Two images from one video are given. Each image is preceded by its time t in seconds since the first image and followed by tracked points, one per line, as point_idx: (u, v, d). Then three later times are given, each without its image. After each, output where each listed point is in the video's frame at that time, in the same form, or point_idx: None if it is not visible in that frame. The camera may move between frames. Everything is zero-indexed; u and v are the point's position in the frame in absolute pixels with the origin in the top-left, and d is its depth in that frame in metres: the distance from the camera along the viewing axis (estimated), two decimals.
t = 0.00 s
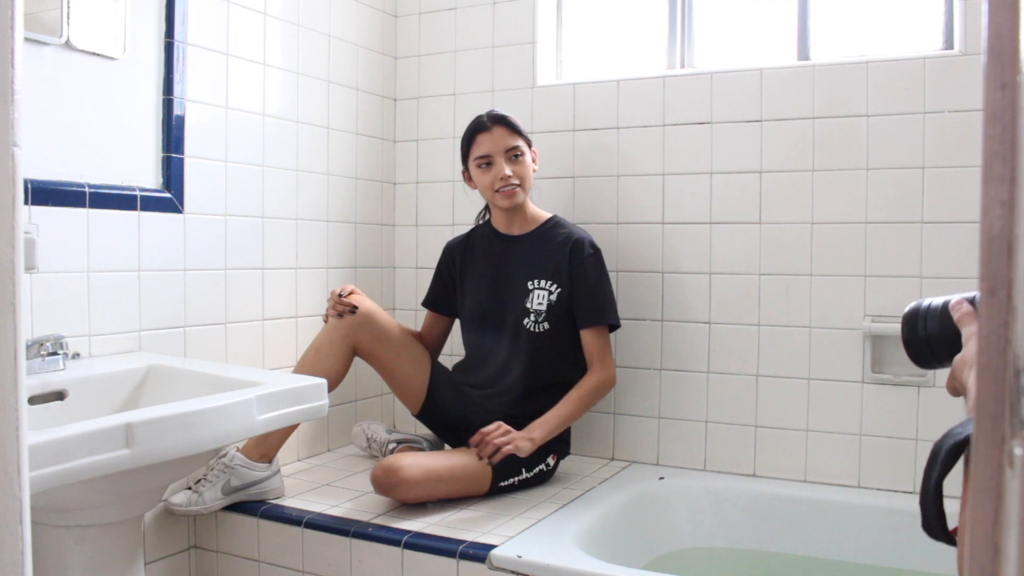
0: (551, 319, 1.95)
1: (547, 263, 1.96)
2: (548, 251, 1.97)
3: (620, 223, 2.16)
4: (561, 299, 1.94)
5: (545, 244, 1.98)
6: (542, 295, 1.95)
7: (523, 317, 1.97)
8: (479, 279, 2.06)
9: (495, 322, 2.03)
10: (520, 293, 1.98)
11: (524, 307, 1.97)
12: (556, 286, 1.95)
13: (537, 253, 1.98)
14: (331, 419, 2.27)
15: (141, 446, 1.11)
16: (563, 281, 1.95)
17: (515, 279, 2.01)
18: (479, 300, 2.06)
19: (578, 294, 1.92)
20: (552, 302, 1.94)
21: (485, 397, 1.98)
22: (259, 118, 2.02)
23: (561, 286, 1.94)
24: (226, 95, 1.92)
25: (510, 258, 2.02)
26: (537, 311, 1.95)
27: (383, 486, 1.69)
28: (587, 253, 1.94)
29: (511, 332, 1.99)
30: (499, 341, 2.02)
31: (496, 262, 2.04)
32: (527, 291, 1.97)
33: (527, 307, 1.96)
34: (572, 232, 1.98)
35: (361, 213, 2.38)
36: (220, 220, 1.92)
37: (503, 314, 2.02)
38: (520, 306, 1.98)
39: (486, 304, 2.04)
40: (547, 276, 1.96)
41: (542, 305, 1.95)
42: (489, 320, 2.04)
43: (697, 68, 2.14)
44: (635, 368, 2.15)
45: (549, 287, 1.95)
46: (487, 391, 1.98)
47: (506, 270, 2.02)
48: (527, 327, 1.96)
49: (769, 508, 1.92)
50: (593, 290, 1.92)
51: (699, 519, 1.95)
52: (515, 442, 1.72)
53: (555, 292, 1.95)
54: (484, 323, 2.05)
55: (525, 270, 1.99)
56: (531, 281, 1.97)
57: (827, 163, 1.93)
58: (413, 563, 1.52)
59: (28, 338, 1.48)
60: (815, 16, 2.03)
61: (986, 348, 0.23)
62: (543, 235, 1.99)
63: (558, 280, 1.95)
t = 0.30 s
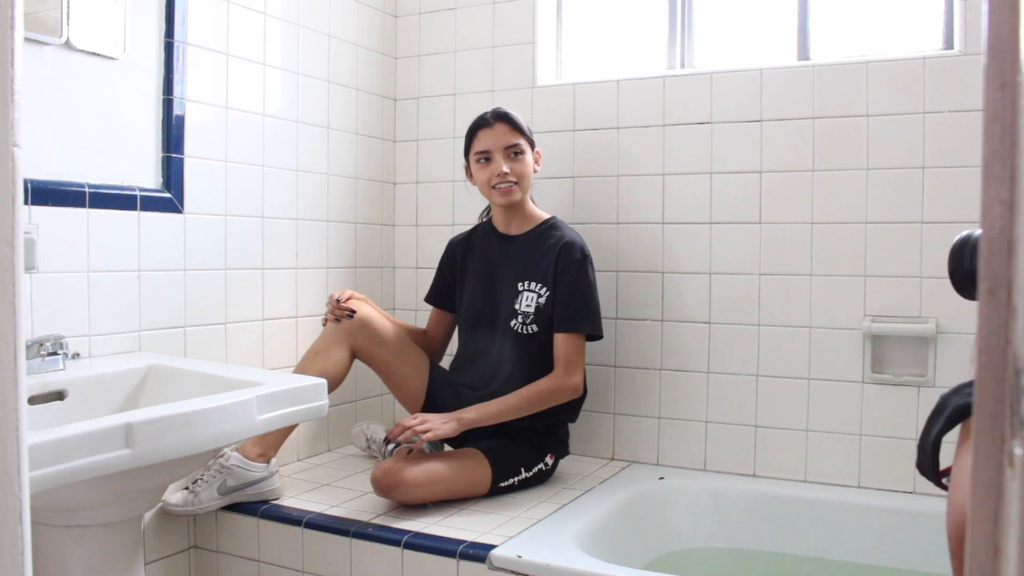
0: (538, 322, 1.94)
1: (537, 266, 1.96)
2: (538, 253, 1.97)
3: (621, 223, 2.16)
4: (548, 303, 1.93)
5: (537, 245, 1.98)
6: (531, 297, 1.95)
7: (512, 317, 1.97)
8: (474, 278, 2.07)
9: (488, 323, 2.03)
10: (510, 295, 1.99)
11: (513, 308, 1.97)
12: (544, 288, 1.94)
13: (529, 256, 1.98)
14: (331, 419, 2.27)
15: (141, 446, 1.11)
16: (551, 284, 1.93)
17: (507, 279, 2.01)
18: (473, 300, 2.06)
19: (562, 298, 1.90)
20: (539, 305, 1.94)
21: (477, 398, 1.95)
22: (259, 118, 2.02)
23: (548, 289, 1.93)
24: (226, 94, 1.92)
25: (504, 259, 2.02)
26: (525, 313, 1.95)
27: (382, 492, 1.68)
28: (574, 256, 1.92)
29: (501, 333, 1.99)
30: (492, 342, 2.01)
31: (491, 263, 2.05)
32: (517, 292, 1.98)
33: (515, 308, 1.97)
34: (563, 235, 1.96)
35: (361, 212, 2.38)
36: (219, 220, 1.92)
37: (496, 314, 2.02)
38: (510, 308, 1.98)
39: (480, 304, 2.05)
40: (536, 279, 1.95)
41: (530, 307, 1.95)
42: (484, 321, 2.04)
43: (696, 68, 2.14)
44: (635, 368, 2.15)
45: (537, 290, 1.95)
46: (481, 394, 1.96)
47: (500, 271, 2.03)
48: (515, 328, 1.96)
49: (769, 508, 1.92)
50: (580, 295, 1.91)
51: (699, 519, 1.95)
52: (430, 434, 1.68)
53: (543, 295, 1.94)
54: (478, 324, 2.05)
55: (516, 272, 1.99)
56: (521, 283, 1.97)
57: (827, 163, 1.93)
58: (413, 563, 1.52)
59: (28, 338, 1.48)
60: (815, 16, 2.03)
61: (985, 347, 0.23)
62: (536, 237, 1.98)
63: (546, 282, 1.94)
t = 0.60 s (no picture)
0: (523, 324, 1.94)
1: (523, 268, 1.96)
2: (525, 255, 1.96)
3: (620, 223, 2.16)
4: (532, 306, 1.93)
5: (524, 247, 1.98)
6: (516, 299, 1.95)
7: (498, 319, 1.98)
8: (466, 278, 2.07)
9: (478, 322, 2.04)
10: (497, 296, 1.99)
11: (499, 310, 1.98)
12: (528, 291, 1.94)
13: (518, 257, 1.98)
14: (331, 419, 2.27)
15: (141, 446, 1.11)
16: (536, 288, 1.93)
17: (495, 280, 2.01)
18: (462, 300, 2.07)
19: (543, 302, 1.90)
20: (524, 308, 1.94)
21: (474, 399, 1.96)
22: (259, 118, 2.02)
23: (532, 291, 1.93)
24: (226, 94, 1.92)
25: (495, 259, 2.02)
26: (510, 315, 1.96)
27: (383, 495, 1.68)
28: (559, 260, 1.91)
29: (488, 333, 2.00)
30: (482, 343, 2.01)
31: (482, 262, 2.05)
32: (503, 294, 1.98)
33: (501, 310, 1.97)
34: (551, 237, 1.96)
35: (361, 212, 2.38)
36: (219, 219, 1.92)
37: (485, 315, 2.03)
38: (496, 309, 1.99)
39: (471, 303, 2.05)
40: (522, 281, 1.95)
41: (515, 310, 1.95)
42: (474, 320, 2.05)
43: (696, 68, 2.14)
44: (635, 368, 2.15)
45: (523, 292, 1.95)
46: (473, 395, 1.97)
47: (490, 272, 2.03)
48: (500, 330, 1.97)
49: (769, 508, 1.92)
50: (562, 300, 1.90)
51: (699, 519, 1.95)
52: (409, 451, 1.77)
53: (528, 298, 1.94)
54: (470, 323, 2.05)
55: (504, 273, 1.99)
56: (508, 284, 1.98)
57: (828, 163, 1.93)
58: (413, 563, 1.52)
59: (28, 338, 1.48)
60: (815, 16, 2.03)
61: (986, 348, 0.23)
62: (524, 238, 1.98)
63: (531, 285, 1.94)
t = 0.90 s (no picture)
0: (526, 322, 1.94)
1: (525, 266, 1.96)
2: (526, 254, 1.97)
3: (620, 223, 2.16)
4: (535, 304, 1.93)
5: (526, 245, 1.98)
6: (519, 298, 1.95)
7: (500, 318, 1.98)
8: (466, 278, 2.07)
9: (479, 322, 2.03)
10: (499, 295, 1.99)
11: (501, 309, 1.97)
12: (531, 289, 1.94)
13: (520, 255, 1.98)
14: (331, 419, 2.27)
15: (141, 446, 1.11)
16: (539, 285, 1.93)
17: (496, 279, 2.01)
18: (463, 300, 2.06)
19: (547, 300, 1.90)
20: (527, 306, 1.94)
21: (474, 399, 1.96)
22: (259, 118, 2.02)
23: (536, 289, 1.93)
24: (226, 94, 1.92)
25: (495, 259, 2.02)
26: (513, 314, 1.95)
27: (385, 492, 1.68)
28: (562, 258, 1.92)
29: (490, 333, 2.00)
30: (482, 343, 2.01)
31: (481, 263, 2.05)
32: (505, 293, 1.98)
33: (504, 309, 1.97)
34: (553, 235, 1.96)
35: (361, 213, 2.38)
36: (219, 220, 1.92)
37: (486, 315, 2.03)
38: (498, 308, 1.99)
39: (471, 304, 2.05)
40: (525, 279, 1.95)
41: (518, 308, 1.95)
42: (475, 321, 2.04)
43: (696, 68, 2.14)
44: (635, 368, 2.15)
45: (525, 290, 1.95)
46: (474, 395, 1.97)
47: (491, 271, 2.03)
48: (503, 329, 1.97)
49: (769, 508, 1.92)
50: (565, 297, 1.90)
51: (699, 519, 1.95)
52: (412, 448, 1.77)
53: (531, 295, 1.94)
54: (470, 324, 2.05)
55: (506, 272, 1.99)
56: (510, 284, 1.97)
57: (828, 163, 1.93)
58: (413, 563, 1.52)
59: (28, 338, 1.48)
60: (815, 16, 2.03)
61: (985, 347, 0.23)
62: (526, 237, 1.98)
63: (533, 283, 1.94)
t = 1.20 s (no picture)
0: (524, 323, 1.94)
1: (524, 267, 1.96)
2: (526, 255, 1.96)
3: (620, 223, 2.16)
4: (533, 305, 1.93)
5: (525, 246, 1.98)
6: (517, 298, 1.95)
7: (499, 319, 1.98)
8: (467, 278, 2.07)
9: (480, 322, 2.04)
10: (499, 296, 1.99)
11: (501, 309, 1.97)
12: (529, 289, 1.94)
13: (519, 256, 1.98)
14: (331, 419, 2.27)
15: (141, 445, 1.11)
16: (537, 286, 1.93)
17: (496, 280, 2.01)
18: (464, 300, 2.07)
19: (545, 301, 1.90)
20: (525, 307, 1.94)
21: (475, 400, 1.96)
22: (259, 118, 2.02)
23: (534, 290, 1.93)
24: (226, 94, 1.92)
25: (496, 259, 2.02)
26: (511, 315, 1.95)
27: (386, 495, 1.68)
28: (560, 259, 1.91)
29: (491, 333, 2.00)
30: (483, 343, 2.01)
31: (484, 262, 2.05)
32: (504, 293, 1.98)
33: (502, 310, 1.97)
34: (552, 236, 1.96)
35: (361, 213, 2.38)
36: (219, 220, 1.91)
37: (486, 315, 2.03)
38: (498, 309, 1.99)
39: (472, 304, 2.05)
40: (523, 280, 1.95)
41: (517, 309, 1.95)
42: (476, 321, 2.04)
43: (696, 68, 2.14)
44: (635, 368, 2.15)
45: (523, 291, 1.95)
46: (475, 396, 1.97)
47: (491, 271, 2.03)
48: (502, 329, 1.97)
49: (769, 508, 1.92)
50: (563, 298, 1.90)
51: (699, 519, 1.95)
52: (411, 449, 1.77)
53: (529, 296, 1.94)
54: (471, 324, 2.05)
55: (505, 273, 1.99)
56: (509, 284, 1.97)
57: (828, 163, 1.93)
58: (413, 563, 1.52)
59: (28, 338, 1.48)
60: (815, 16, 2.03)
61: (986, 346, 0.23)
62: (525, 237, 1.98)
63: (531, 283, 1.94)
